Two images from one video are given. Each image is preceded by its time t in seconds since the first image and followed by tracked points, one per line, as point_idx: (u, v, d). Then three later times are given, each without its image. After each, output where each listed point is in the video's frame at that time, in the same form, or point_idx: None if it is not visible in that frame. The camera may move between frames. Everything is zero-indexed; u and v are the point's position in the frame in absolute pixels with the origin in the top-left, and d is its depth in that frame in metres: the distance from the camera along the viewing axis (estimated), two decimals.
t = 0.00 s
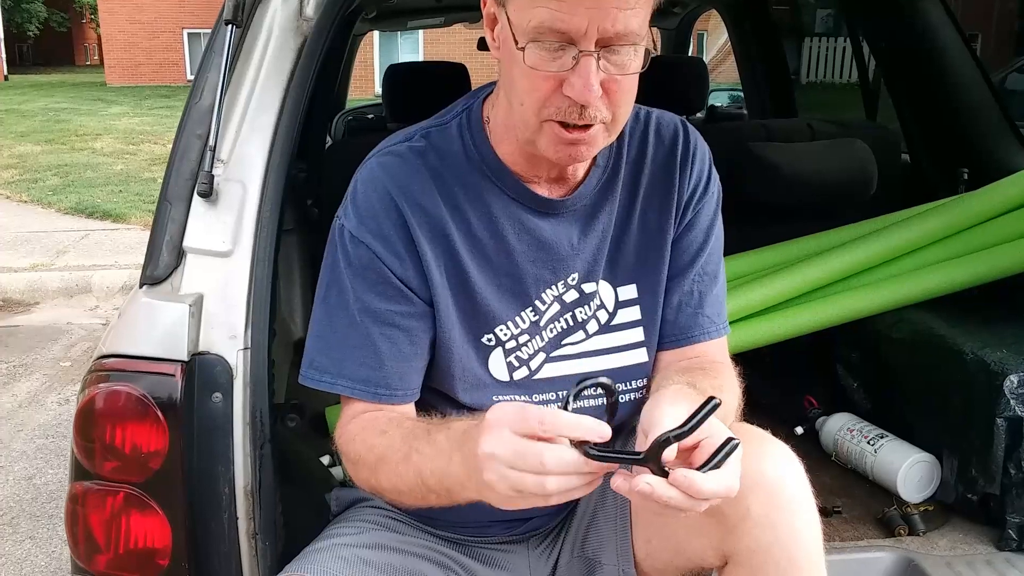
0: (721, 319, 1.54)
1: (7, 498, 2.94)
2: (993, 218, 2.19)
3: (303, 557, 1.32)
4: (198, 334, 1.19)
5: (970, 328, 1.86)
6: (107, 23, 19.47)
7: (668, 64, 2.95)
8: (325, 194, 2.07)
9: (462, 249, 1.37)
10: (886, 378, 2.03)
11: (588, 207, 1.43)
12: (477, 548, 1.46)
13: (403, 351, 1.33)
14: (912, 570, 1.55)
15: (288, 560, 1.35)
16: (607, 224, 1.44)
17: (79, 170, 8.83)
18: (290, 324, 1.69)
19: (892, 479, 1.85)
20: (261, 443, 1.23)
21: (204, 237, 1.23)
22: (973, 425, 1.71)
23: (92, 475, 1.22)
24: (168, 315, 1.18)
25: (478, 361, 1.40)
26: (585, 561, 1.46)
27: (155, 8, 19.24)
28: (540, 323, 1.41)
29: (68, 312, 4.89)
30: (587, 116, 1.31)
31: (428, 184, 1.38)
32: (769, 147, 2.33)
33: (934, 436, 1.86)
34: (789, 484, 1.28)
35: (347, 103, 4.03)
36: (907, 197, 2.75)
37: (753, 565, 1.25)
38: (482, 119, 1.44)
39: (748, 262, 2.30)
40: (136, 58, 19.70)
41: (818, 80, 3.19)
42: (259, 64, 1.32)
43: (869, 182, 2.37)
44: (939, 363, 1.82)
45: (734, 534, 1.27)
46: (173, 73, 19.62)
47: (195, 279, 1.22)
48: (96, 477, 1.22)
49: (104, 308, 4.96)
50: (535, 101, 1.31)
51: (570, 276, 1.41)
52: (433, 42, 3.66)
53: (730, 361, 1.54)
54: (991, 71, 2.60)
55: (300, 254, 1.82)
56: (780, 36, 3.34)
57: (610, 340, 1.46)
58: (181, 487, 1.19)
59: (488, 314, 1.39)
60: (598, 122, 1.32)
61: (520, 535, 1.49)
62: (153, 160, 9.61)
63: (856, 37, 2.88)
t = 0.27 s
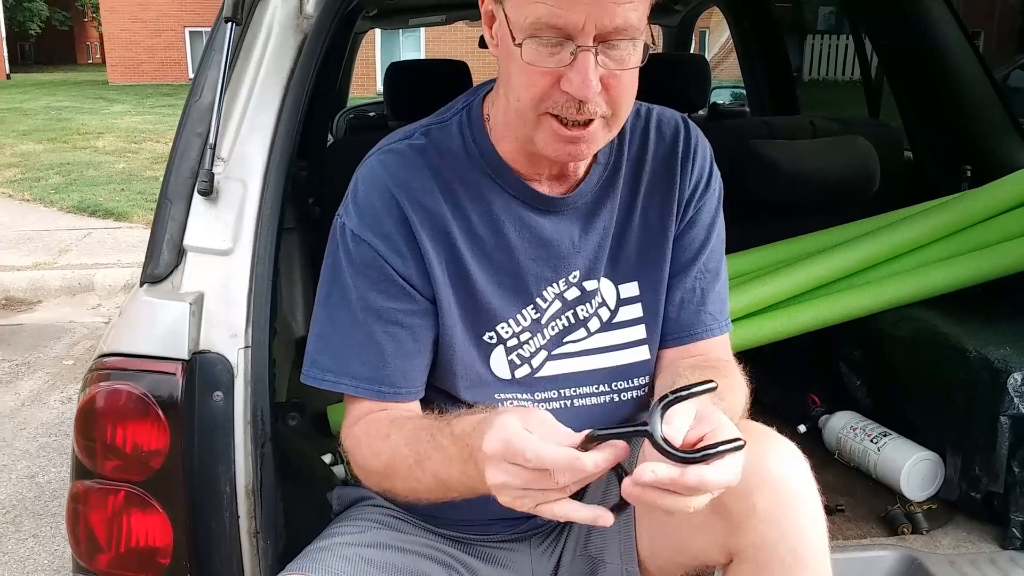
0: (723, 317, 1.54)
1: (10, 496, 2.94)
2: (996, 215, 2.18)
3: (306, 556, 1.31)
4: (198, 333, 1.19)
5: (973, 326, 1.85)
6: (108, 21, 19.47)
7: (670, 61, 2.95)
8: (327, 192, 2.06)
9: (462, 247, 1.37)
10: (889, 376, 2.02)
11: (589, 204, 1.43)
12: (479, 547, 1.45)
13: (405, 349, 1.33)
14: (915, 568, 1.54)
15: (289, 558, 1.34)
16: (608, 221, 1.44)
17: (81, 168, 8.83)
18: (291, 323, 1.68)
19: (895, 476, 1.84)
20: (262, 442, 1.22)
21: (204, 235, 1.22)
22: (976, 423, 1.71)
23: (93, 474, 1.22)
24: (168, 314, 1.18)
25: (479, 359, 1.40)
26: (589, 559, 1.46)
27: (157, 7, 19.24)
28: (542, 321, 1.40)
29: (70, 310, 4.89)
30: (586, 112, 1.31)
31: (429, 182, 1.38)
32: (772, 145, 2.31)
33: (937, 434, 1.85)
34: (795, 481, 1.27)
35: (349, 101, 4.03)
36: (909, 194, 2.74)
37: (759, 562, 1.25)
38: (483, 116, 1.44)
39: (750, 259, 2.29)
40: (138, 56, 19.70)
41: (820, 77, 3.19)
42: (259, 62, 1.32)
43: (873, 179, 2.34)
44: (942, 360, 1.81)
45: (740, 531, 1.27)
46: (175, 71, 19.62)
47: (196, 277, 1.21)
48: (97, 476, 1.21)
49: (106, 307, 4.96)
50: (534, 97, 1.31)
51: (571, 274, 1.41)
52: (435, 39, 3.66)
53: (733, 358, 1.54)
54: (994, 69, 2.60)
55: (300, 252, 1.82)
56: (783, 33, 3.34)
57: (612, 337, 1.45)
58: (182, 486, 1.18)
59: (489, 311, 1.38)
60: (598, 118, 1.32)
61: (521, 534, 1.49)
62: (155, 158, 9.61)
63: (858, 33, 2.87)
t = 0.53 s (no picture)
0: (724, 322, 1.53)
1: (8, 501, 2.93)
2: (996, 220, 2.18)
3: (304, 562, 1.31)
4: (197, 337, 1.19)
5: (973, 331, 1.85)
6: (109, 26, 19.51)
7: (670, 67, 2.95)
8: (327, 197, 2.06)
9: (464, 251, 1.37)
10: (889, 381, 2.02)
11: (591, 209, 1.43)
12: (478, 553, 1.45)
13: (406, 352, 1.32)
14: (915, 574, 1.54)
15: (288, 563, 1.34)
16: (609, 226, 1.44)
17: (82, 173, 8.83)
18: (291, 327, 1.68)
19: (895, 482, 1.84)
20: (260, 447, 1.22)
21: (203, 240, 1.22)
22: (976, 428, 1.70)
23: (91, 479, 1.22)
24: (167, 319, 1.18)
25: (481, 364, 1.40)
26: (587, 564, 1.45)
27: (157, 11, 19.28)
28: (543, 326, 1.40)
29: (70, 315, 4.88)
30: (585, 114, 1.31)
31: (431, 185, 1.38)
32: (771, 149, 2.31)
33: (936, 439, 1.85)
34: (791, 488, 1.27)
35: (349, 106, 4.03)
36: (909, 200, 2.75)
37: (757, 568, 1.26)
38: (484, 121, 1.44)
39: (750, 264, 2.30)
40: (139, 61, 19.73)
41: (820, 82, 3.19)
42: (258, 67, 1.32)
43: (872, 184, 2.30)
44: (942, 365, 1.81)
45: (738, 538, 1.27)
46: (175, 76, 19.64)
47: (195, 282, 1.21)
48: (96, 481, 1.21)
49: (106, 311, 4.96)
50: (533, 101, 1.31)
51: (572, 279, 1.41)
52: (435, 44, 3.66)
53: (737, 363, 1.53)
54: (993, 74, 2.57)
55: (300, 257, 1.82)
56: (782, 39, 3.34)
57: (612, 343, 1.45)
58: (180, 491, 1.18)
59: (490, 315, 1.38)
60: (597, 120, 1.31)
61: (520, 540, 1.48)
62: (155, 163, 9.61)
63: (858, 39, 2.88)
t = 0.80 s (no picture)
0: (720, 324, 1.53)
1: (11, 500, 2.93)
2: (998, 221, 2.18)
3: (307, 559, 1.31)
4: (200, 336, 1.19)
5: (976, 331, 1.85)
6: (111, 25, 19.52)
7: (673, 66, 2.95)
8: (329, 196, 2.07)
9: (470, 246, 1.36)
10: (891, 381, 2.02)
11: (597, 207, 1.43)
12: (479, 552, 1.45)
13: (407, 345, 1.32)
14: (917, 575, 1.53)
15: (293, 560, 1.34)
16: (616, 225, 1.43)
17: (84, 172, 8.84)
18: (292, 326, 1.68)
19: (898, 482, 1.84)
20: (262, 446, 1.22)
21: (206, 238, 1.22)
22: (979, 428, 1.70)
23: (94, 477, 1.22)
24: (169, 318, 1.18)
25: (483, 360, 1.39)
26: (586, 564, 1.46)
27: (159, 10, 19.28)
28: (547, 323, 1.40)
29: (72, 313, 4.89)
30: (594, 110, 1.31)
31: (439, 180, 1.38)
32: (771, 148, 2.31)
33: (939, 439, 1.84)
34: (783, 492, 1.25)
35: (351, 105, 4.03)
36: (911, 200, 2.74)
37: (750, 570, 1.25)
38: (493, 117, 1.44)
39: (753, 263, 2.29)
40: (141, 60, 19.74)
41: (823, 82, 3.19)
42: (261, 66, 1.32)
43: (875, 185, 2.33)
44: (945, 365, 1.81)
45: (731, 541, 1.27)
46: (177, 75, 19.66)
47: (197, 281, 1.21)
48: (98, 479, 1.21)
49: (108, 310, 4.96)
50: (541, 98, 1.31)
51: (577, 277, 1.41)
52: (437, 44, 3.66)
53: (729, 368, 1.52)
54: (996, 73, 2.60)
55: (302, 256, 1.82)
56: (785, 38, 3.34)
57: (614, 342, 1.45)
58: (183, 490, 1.18)
59: (495, 311, 1.38)
60: (607, 117, 1.31)
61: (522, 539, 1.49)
62: (157, 161, 9.62)
63: (861, 38, 2.88)
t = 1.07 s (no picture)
0: (724, 331, 1.51)
1: (13, 501, 2.94)
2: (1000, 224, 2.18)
3: (311, 559, 1.32)
4: (204, 337, 1.19)
5: (979, 333, 1.85)
6: (114, 26, 19.55)
7: (675, 68, 2.96)
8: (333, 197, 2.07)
9: (476, 241, 1.36)
10: (894, 381, 2.02)
11: (605, 209, 1.43)
12: (480, 553, 1.46)
13: (408, 335, 1.28)
14: None
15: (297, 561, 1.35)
16: (622, 227, 1.44)
17: (87, 173, 8.85)
18: (295, 327, 1.69)
19: (900, 484, 1.84)
20: (266, 447, 1.23)
21: (210, 240, 1.23)
22: (982, 430, 1.70)
23: (98, 478, 1.22)
24: (174, 319, 1.18)
25: (482, 356, 1.37)
26: (583, 565, 1.47)
27: (162, 11, 19.31)
28: (549, 322, 1.40)
29: (75, 315, 4.89)
30: (603, 106, 1.31)
31: (448, 172, 1.38)
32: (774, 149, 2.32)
33: (941, 441, 1.84)
34: (771, 500, 1.27)
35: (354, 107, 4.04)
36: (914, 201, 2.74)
37: None
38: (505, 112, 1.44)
39: (756, 265, 2.30)
40: (143, 62, 19.77)
41: (826, 83, 3.19)
42: (265, 67, 1.32)
43: (877, 185, 2.37)
44: (948, 367, 1.81)
45: (720, 550, 1.26)
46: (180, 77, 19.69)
47: (201, 282, 1.21)
48: (102, 479, 1.21)
49: (110, 311, 4.97)
50: (552, 92, 1.32)
51: (582, 277, 1.41)
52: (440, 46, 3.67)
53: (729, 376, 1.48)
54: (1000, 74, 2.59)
55: (305, 256, 1.83)
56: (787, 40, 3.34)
57: (618, 345, 1.45)
58: (187, 491, 1.18)
59: (498, 308, 1.37)
60: (615, 113, 1.32)
61: (522, 542, 1.49)
62: (159, 163, 9.63)
63: (864, 40, 2.89)
